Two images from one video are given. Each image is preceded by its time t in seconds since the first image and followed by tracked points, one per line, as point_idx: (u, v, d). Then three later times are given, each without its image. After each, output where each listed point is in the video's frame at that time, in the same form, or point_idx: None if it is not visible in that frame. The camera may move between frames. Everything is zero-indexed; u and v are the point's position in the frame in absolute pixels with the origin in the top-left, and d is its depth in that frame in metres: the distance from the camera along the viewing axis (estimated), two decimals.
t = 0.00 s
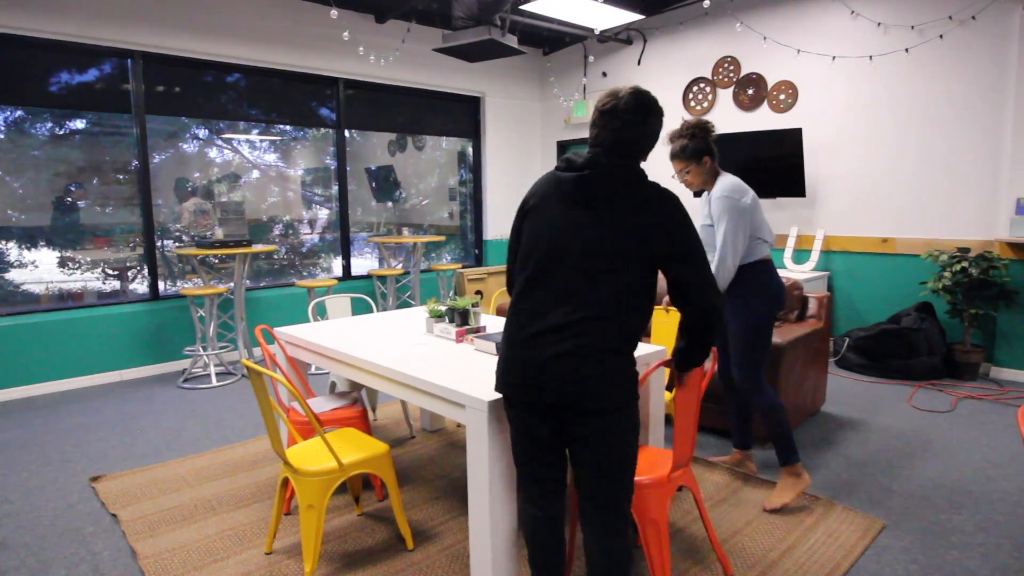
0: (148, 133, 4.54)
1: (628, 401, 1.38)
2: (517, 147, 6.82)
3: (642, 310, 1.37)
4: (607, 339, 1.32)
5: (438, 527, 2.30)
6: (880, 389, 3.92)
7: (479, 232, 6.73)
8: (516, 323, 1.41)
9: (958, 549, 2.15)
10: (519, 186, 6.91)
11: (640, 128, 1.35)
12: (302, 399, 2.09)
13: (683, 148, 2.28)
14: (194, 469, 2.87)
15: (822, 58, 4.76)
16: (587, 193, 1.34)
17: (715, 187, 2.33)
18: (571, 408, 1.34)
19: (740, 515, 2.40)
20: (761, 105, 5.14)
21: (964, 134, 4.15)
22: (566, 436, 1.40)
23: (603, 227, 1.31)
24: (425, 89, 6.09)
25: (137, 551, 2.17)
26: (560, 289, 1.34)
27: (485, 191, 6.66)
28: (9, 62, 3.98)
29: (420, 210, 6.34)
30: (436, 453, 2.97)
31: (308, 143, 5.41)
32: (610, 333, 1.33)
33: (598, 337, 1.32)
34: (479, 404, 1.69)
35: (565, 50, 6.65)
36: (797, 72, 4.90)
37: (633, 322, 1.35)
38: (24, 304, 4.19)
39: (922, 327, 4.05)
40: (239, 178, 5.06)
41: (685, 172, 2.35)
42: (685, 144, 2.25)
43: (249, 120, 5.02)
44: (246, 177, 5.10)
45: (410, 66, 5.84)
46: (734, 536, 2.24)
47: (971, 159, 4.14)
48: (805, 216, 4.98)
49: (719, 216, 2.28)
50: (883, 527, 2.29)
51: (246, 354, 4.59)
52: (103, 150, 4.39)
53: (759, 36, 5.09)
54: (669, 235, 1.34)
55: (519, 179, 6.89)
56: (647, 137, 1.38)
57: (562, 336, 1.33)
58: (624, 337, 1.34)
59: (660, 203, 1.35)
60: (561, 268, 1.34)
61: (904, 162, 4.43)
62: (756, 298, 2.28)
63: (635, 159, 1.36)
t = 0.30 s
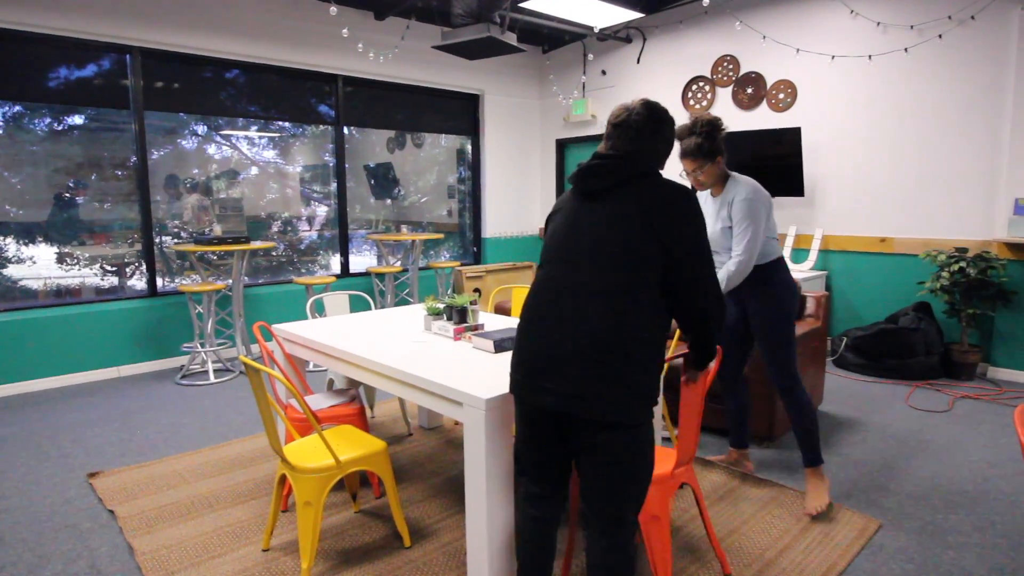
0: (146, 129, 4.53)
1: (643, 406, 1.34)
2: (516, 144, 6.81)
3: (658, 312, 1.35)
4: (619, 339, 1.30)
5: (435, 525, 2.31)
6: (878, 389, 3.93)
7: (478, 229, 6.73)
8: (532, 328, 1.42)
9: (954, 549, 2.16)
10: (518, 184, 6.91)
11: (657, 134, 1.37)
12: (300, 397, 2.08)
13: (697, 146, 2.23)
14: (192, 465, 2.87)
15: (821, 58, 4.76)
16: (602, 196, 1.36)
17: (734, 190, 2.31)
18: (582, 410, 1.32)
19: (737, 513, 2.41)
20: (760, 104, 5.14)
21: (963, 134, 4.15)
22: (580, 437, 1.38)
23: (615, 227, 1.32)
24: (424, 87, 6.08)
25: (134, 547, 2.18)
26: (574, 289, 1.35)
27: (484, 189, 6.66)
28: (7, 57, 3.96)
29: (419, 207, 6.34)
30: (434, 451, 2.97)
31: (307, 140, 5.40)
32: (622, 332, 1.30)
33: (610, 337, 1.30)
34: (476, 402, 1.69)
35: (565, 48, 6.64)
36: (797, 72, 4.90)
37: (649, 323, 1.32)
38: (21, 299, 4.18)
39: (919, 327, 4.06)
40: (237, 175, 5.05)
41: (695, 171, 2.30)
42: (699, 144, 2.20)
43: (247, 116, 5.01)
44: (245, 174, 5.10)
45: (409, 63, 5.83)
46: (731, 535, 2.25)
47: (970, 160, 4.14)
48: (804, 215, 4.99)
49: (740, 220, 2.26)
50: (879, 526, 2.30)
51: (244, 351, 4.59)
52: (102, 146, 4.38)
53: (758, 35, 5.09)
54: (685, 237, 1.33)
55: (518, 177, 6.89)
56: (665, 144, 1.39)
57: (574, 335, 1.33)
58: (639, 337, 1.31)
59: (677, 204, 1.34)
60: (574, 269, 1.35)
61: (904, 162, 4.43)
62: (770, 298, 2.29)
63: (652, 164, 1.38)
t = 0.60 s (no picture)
0: (144, 130, 4.53)
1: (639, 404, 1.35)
2: (514, 144, 6.81)
3: (650, 308, 1.36)
4: (615, 337, 1.30)
5: (434, 524, 2.31)
6: (876, 387, 3.94)
7: (477, 229, 6.74)
8: (525, 329, 1.42)
9: (952, 546, 2.17)
10: (516, 184, 6.91)
11: (642, 125, 1.35)
12: (299, 397, 2.08)
13: (723, 141, 2.19)
14: (190, 466, 2.87)
15: (818, 57, 4.77)
16: (589, 193, 1.34)
17: (755, 194, 2.25)
18: (581, 410, 1.33)
19: (735, 511, 2.41)
20: (758, 103, 5.14)
21: (959, 133, 4.16)
22: (580, 434, 1.38)
23: (605, 226, 1.30)
24: (422, 87, 6.08)
25: (133, 548, 2.18)
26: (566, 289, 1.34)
27: (483, 188, 6.66)
28: (4, 57, 3.96)
29: (418, 208, 6.34)
30: (433, 450, 2.97)
31: (304, 140, 5.40)
32: (616, 332, 1.30)
33: (605, 337, 1.30)
34: (475, 401, 1.70)
35: (562, 48, 6.64)
36: (794, 71, 4.90)
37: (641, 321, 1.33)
38: (19, 300, 4.18)
39: (917, 326, 4.07)
40: (235, 175, 5.05)
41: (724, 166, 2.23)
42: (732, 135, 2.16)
43: (245, 117, 5.00)
44: (243, 174, 5.09)
45: (406, 63, 5.83)
46: (729, 533, 2.25)
47: (966, 158, 4.15)
48: (802, 214, 4.99)
49: (755, 226, 2.20)
50: (878, 523, 2.30)
51: (243, 351, 4.58)
52: (99, 146, 4.37)
53: (756, 35, 5.09)
54: (674, 231, 1.33)
55: (516, 176, 6.89)
56: (648, 134, 1.38)
57: (568, 337, 1.33)
58: (633, 335, 1.32)
59: (664, 199, 1.34)
60: (565, 270, 1.34)
61: (901, 160, 4.44)
62: (777, 296, 2.27)
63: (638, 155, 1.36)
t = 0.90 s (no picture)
0: (142, 131, 4.53)
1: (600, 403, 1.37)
2: (512, 144, 6.81)
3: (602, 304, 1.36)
4: (568, 336, 1.32)
5: (434, 525, 2.31)
6: (875, 386, 3.95)
7: (475, 229, 6.74)
8: (485, 333, 1.44)
9: (951, 544, 2.17)
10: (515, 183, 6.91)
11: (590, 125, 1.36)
12: (299, 398, 2.08)
13: (797, 117, 1.98)
14: (190, 467, 2.87)
15: (816, 56, 4.78)
16: (535, 197, 1.34)
17: (823, 179, 2.04)
18: (544, 410, 1.35)
19: (735, 510, 2.41)
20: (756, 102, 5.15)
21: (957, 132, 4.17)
22: (545, 434, 1.38)
23: (550, 230, 1.31)
24: (421, 87, 6.08)
25: (133, 548, 2.18)
26: (519, 297, 1.36)
27: (481, 189, 6.67)
28: (3, 60, 3.96)
29: (417, 208, 6.35)
30: (434, 450, 2.98)
31: (303, 141, 5.40)
32: (571, 335, 1.32)
33: (557, 341, 1.32)
34: (473, 401, 1.70)
35: (560, 48, 6.65)
36: (792, 70, 4.91)
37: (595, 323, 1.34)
38: (19, 302, 4.18)
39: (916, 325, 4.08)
40: (234, 176, 5.05)
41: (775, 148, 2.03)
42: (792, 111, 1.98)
43: (244, 118, 5.00)
44: (242, 175, 5.09)
45: (405, 63, 5.83)
46: (729, 532, 2.26)
47: (964, 157, 4.15)
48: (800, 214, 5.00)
49: (837, 207, 2.02)
50: (877, 522, 2.31)
51: (243, 352, 4.59)
52: (98, 148, 4.37)
53: (754, 34, 5.10)
54: (623, 230, 1.34)
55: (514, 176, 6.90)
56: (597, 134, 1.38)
57: (523, 343, 1.35)
58: (587, 333, 1.33)
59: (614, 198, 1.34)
60: (517, 277, 1.35)
61: (899, 159, 4.45)
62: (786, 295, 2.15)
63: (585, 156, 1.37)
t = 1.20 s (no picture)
0: (142, 129, 4.52)
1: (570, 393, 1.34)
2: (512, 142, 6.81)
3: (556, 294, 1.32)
4: (518, 328, 1.30)
5: (433, 523, 2.31)
6: (874, 385, 3.95)
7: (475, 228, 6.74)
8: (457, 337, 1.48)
9: (950, 543, 2.18)
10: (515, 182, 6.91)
11: (519, 119, 1.35)
12: (299, 396, 2.07)
13: (834, 106, 1.77)
14: (189, 464, 2.86)
15: (817, 55, 4.77)
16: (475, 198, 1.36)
17: (860, 176, 1.81)
18: (508, 406, 1.34)
19: (735, 508, 2.42)
20: (757, 100, 5.14)
21: (958, 131, 4.16)
22: (519, 432, 1.37)
23: (488, 226, 1.31)
24: (421, 86, 6.08)
25: (133, 546, 2.18)
26: (473, 297, 1.37)
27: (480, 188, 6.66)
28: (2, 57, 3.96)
29: (417, 206, 6.35)
30: (434, 448, 2.99)
31: (303, 139, 5.39)
32: (523, 333, 1.30)
33: (512, 336, 1.31)
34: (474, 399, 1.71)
35: (561, 46, 6.64)
36: (793, 69, 4.90)
37: (549, 314, 1.31)
38: (18, 300, 4.18)
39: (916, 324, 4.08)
40: (234, 174, 5.05)
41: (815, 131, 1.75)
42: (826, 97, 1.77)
43: (244, 116, 5.00)
44: (242, 173, 5.09)
45: (405, 61, 5.82)
46: (728, 531, 2.26)
47: (964, 156, 4.15)
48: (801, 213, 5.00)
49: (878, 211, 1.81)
50: (876, 520, 2.31)
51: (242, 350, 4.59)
52: (97, 146, 4.37)
53: (754, 33, 5.09)
54: (560, 213, 1.29)
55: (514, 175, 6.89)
56: (530, 127, 1.37)
57: (480, 342, 1.36)
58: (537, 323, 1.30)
59: (547, 182, 1.30)
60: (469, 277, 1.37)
61: (899, 158, 4.45)
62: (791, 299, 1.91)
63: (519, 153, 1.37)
